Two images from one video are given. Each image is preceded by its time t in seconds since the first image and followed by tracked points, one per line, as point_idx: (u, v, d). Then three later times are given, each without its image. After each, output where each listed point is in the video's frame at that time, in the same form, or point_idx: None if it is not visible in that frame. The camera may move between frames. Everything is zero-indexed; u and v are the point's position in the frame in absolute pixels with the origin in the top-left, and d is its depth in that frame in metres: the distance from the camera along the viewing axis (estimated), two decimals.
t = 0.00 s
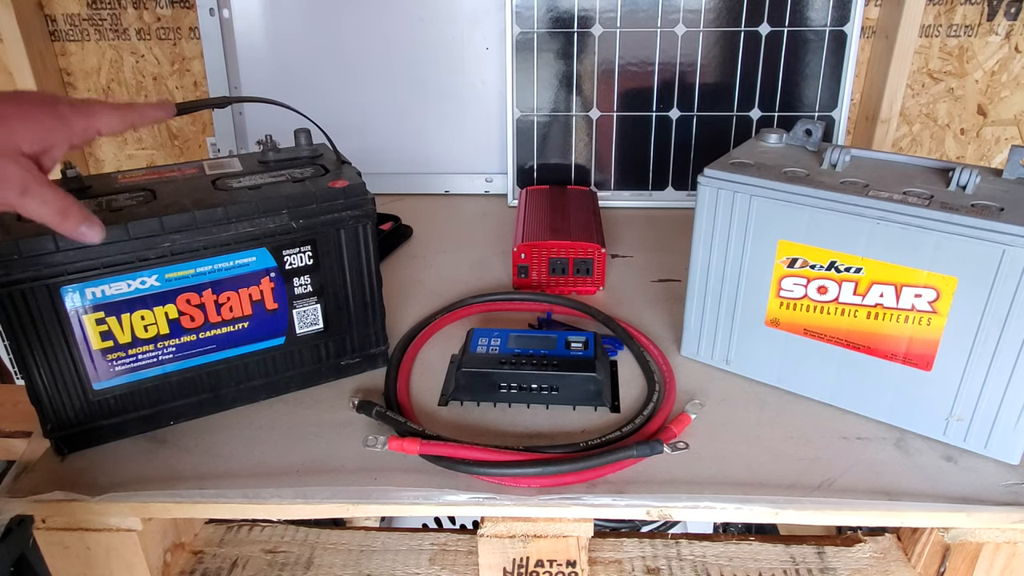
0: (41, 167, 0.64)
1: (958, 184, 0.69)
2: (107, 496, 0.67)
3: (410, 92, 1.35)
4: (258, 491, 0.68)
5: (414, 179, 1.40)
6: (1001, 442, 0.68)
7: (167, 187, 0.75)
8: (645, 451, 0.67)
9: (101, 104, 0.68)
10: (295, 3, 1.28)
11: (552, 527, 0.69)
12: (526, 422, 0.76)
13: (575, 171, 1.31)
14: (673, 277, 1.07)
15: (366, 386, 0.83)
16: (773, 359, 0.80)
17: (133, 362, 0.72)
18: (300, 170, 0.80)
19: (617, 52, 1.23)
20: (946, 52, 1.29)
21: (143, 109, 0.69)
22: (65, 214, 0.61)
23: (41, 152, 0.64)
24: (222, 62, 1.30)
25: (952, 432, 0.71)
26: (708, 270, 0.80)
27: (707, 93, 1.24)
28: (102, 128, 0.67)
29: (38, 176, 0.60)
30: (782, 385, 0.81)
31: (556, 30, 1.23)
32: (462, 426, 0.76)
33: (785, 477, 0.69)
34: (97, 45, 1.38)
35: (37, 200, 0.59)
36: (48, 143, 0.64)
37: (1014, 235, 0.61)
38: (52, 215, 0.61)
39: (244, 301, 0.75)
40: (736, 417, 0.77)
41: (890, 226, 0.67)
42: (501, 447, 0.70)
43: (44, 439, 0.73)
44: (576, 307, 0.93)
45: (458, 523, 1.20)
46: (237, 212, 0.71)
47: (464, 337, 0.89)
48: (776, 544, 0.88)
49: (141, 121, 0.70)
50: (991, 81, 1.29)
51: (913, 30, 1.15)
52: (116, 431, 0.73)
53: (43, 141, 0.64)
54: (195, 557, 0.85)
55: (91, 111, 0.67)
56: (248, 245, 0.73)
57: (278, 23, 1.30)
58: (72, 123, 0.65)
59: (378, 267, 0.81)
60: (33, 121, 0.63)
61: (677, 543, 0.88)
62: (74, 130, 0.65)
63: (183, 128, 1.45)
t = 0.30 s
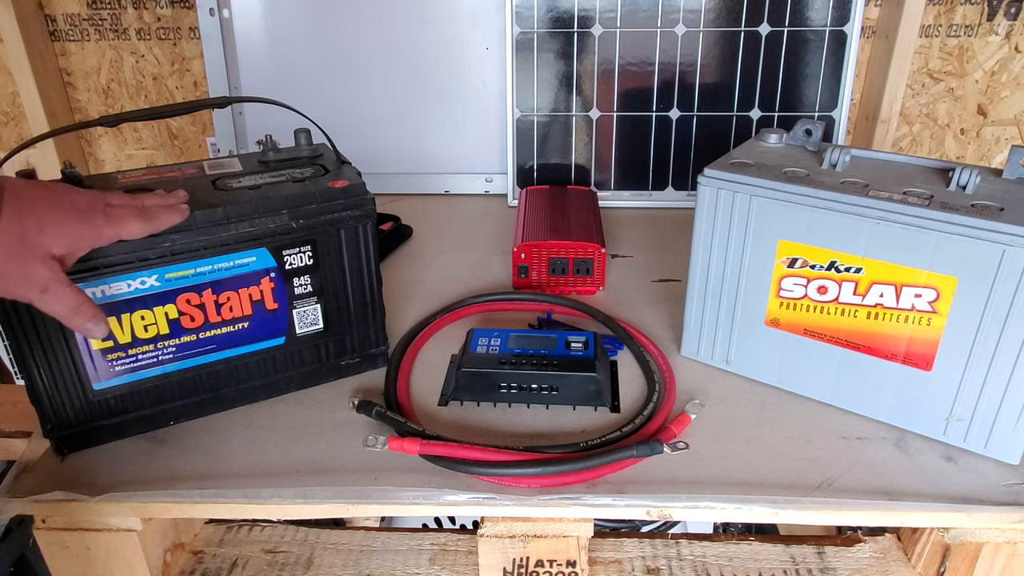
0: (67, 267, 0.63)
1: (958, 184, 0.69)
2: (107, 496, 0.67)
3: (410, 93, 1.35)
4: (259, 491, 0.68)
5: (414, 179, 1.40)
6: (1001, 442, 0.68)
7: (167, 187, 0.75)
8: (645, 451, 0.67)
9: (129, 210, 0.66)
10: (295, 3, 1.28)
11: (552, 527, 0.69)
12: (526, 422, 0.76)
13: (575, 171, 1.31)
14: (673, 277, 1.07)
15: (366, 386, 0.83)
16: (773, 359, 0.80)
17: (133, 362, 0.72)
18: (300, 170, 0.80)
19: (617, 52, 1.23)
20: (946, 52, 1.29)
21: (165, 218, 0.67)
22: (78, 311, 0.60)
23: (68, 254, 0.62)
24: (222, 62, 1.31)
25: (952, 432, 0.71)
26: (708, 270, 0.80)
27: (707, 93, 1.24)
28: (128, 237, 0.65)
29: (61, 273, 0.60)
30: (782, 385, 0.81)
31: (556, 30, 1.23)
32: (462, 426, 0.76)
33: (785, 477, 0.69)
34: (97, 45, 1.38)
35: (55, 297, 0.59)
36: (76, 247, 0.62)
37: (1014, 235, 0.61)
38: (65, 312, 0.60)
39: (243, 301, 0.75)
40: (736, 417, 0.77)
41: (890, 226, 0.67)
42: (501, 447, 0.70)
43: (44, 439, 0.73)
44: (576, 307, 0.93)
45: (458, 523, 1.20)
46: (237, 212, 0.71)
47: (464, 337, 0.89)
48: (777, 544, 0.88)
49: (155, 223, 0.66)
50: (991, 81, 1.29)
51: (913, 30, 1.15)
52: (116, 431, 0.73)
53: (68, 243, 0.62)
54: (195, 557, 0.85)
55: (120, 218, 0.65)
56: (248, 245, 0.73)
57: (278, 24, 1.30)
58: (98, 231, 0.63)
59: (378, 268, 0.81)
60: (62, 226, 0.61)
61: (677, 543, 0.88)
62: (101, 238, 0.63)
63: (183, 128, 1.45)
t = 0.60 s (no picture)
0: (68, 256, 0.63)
1: (958, 184, 0.69)
2: (107, 496, 0.67)
3: (410, 93, 1.35)
4: (259, 491, 0.68)
5: (414, 179, 1.40)
6: (1001, 442, 0.68)
7: (167, 187, 0.75)
8: (645, 451, 0.67)
9: (133, 204, 0.66)
10: (295, 3, 1.28)
11: (552, 527, 0.69)
12: (526, 422, 0.76)
13: (575, 171, 1.31)
14: (673, 277, 1.07)
15: (366, 386, 0.83)
16: (773, 359, 0.80)
17: (133, 362, 0.72)
18: (300, 170, 0.80)
19: (617, 52, 1.23)
20: (946, 52, 1.29)
21: (167, 216, 0.67)
22: (80, 304, 0.61)
23: (71, 244, 0.62)
24: (222, 62, 1.31)
25: (952, 432, 0.71)
26: (708, 270, 0.80)
27: (707, 93, 1.24)
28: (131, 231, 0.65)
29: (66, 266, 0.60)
30: (782, 385, 0.81)
31: (556, 30, 1.23)
32: (462, 426, 0.76)
33: (785, 477, 0.69)
34: (97, 45, 1.38)
35: (61, 290, 0.60)
36: (79, 239, 0.62)
37: (1014, 235, 0.61)
38: (69, 305, 0.60)
39: (244, 301, 0.75)
40: (736, 417, 0.77)
41: (890, 226, 0.67)
42: (501, 447, 0.70)
43: (44, 439, 0.73)
44: (576, 307, 0.93)
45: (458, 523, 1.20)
46: (237, 212, 0.71)
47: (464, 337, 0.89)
48: (776, 544, 0.88)
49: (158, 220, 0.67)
50: (991, 81, 1.29)
51: (913, 30, 1.15)
52: (116, 431, 0.73)
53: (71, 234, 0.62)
54: (195, 557, 0.85)
55: (124, 211, 0.65)
56: (248, 245, 0.73)
57: (278, 24, 1.30)
58: (103, 225, 0.63)
59: (378, 268, 0.81)
60: (68, 218, 0.61)
61: (677, 543, 0.88)
62: (105, 230, 0.64)
63: (183, 128, 1.45)
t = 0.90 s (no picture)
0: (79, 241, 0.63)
1: (958, 184, 0.69)
2: (107, 495, 0.67)
3: (410, 93, 1.35)
4: (259, 491, 0.68)
5: (414, 179, 1.40)
6: (1002, 442, 0.68)
7: (167, 187, 0.75)
8: (645, 451, 0.67)
9: (147, 196, 0.67)
10: (294, 3, 1.28)
11: (552, 527, 0.69)
12: (526, 421, 0.76)
13: (575, 171, 1.31)
14: (673, 277, 1.07)
15: (366, 386, 0.83)
16: (773, 359, 0.80)
17: (133, 362, 0.72)
18: (300, 170, 0.80)
19: (618, 52, 1.23)
20: (946, 52, 1.29)
21: (176, 213, 0.68)
22: (88, 289, 0.62)
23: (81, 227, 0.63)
24: (223, 62, 1.30)
25: (952, 432, 0.71)
26: (708, 270, 0.80)
27: (707, 93, 1.24)
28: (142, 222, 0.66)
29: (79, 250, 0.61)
30: (782, 385, 0.81)
31: (556, 30, 1.23)
32: (462, 426, 0.76)
33: (785, 477, 0.69)
34: (97, 45, 1.38)
35: (72, 274, 0.61)
36: (93, 225, 0.63)
37: (1014, 235, 0.61)
38: (77, 289, 0.62)
39: (244, 301, 0.75)
40: (736, 417, 0.77)
41: (890, 226, 0.67)
42: (501, 447, 0.70)
43: (44, 439, 0.74)
44: (576, 307, 0.93)
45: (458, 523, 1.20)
46: (237, 212, 0.71)
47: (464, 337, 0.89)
48: (777, 544, 0.88)
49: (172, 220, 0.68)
50: (991, 81, 1.29)
51: (914, 30, 1.15)
52: (116, 432, 0.73)
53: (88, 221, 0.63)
54: (195, 557, 0.85)
55: (138, 202, 0.66)
56: (249, 245, 0.73)
57: (278, 24, 1.30)
58: (117, 213, 0.64)
59: (378, 268, 0.81)
60: (85, 204, 0.62)
61: (677, 543, 0.88)
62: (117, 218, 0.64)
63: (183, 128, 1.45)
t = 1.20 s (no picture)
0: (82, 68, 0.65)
1: (958, 184, 0.69)
2: (107, 495, 0.67)
3: (410, 92, 1.35)
4: (259, 491, 0.68)
5: (414, 179, 1.40)
6: (1002, 442, 0.68)
7: (166, 186, 0.75)
8: (645, 450, 0.67)
9: None
10: (295, 3, 1.28)
11: (552, 526, 0.69)
12: (526, 421, 0.76)
13: (575, 171, 1.31)
14: (673, 277, 1.07)
15: (366, 386, 0.83)
16: (774, 359, 0.80)
17: (133, 362, 0.72)
18: (301, 170, 0.80)
19: (618, 52, 1.23)
20: (946, 52, 1.29)
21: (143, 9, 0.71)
22: (113, 111, 0.64)
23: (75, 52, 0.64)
24: (222, 62, 1.29)
25: (952, 432, 0.71)
26: (708, 270, 0.80)
27: (707, 93, 1.24)
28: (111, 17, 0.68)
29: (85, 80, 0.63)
30: (782, 385, 0.81)
31: (556, 29, 1.23)
32: (462, 426, 0.76)
33: (785, 477, 0.69)
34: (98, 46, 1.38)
35: (89, 102, 0.63)
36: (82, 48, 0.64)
37: (1014, 235, 0.61)
38: (104, 114, 0.64)
39: (244, 301, 0.75)
40: (736, 417, 0.77)
41: (890, 226, 0.67)
42: (501, 447, 0.70)
43: (44, 439, 0.73)
44: (576, 307, 0.93)
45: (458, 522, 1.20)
46: (237, 212, 0.71)
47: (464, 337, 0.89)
48: (777, 544, 0.88)
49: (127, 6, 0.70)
50: (991, 81, 1.29)
51: (914, 30, 1.15)
52: (116, 431, 0.73)
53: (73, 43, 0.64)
54: (195, 557, 0.85)
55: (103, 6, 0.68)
56: (248, 245, 0.73)
57: (278, 23, 1.30)
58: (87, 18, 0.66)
59: (378, 268, 0.81)
60: (56, 23, 0.63)
61: (677, 543, 0.88)
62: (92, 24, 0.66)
63: (183, 128, 1.45)
